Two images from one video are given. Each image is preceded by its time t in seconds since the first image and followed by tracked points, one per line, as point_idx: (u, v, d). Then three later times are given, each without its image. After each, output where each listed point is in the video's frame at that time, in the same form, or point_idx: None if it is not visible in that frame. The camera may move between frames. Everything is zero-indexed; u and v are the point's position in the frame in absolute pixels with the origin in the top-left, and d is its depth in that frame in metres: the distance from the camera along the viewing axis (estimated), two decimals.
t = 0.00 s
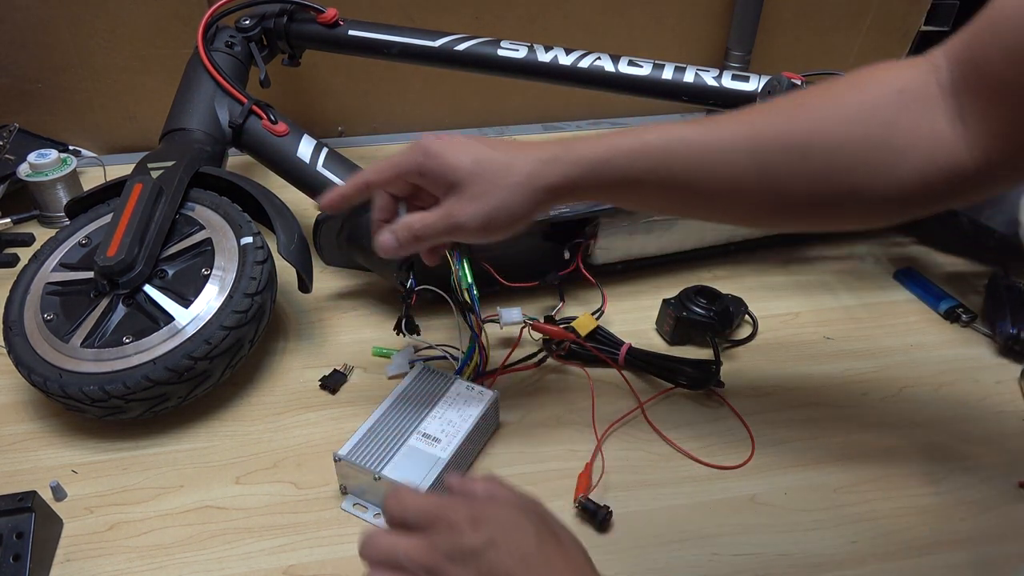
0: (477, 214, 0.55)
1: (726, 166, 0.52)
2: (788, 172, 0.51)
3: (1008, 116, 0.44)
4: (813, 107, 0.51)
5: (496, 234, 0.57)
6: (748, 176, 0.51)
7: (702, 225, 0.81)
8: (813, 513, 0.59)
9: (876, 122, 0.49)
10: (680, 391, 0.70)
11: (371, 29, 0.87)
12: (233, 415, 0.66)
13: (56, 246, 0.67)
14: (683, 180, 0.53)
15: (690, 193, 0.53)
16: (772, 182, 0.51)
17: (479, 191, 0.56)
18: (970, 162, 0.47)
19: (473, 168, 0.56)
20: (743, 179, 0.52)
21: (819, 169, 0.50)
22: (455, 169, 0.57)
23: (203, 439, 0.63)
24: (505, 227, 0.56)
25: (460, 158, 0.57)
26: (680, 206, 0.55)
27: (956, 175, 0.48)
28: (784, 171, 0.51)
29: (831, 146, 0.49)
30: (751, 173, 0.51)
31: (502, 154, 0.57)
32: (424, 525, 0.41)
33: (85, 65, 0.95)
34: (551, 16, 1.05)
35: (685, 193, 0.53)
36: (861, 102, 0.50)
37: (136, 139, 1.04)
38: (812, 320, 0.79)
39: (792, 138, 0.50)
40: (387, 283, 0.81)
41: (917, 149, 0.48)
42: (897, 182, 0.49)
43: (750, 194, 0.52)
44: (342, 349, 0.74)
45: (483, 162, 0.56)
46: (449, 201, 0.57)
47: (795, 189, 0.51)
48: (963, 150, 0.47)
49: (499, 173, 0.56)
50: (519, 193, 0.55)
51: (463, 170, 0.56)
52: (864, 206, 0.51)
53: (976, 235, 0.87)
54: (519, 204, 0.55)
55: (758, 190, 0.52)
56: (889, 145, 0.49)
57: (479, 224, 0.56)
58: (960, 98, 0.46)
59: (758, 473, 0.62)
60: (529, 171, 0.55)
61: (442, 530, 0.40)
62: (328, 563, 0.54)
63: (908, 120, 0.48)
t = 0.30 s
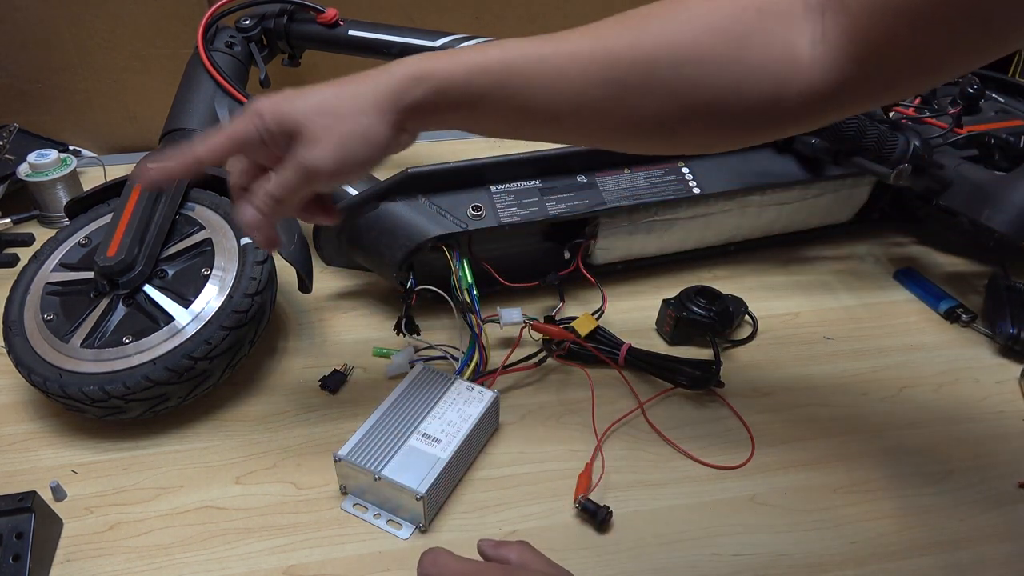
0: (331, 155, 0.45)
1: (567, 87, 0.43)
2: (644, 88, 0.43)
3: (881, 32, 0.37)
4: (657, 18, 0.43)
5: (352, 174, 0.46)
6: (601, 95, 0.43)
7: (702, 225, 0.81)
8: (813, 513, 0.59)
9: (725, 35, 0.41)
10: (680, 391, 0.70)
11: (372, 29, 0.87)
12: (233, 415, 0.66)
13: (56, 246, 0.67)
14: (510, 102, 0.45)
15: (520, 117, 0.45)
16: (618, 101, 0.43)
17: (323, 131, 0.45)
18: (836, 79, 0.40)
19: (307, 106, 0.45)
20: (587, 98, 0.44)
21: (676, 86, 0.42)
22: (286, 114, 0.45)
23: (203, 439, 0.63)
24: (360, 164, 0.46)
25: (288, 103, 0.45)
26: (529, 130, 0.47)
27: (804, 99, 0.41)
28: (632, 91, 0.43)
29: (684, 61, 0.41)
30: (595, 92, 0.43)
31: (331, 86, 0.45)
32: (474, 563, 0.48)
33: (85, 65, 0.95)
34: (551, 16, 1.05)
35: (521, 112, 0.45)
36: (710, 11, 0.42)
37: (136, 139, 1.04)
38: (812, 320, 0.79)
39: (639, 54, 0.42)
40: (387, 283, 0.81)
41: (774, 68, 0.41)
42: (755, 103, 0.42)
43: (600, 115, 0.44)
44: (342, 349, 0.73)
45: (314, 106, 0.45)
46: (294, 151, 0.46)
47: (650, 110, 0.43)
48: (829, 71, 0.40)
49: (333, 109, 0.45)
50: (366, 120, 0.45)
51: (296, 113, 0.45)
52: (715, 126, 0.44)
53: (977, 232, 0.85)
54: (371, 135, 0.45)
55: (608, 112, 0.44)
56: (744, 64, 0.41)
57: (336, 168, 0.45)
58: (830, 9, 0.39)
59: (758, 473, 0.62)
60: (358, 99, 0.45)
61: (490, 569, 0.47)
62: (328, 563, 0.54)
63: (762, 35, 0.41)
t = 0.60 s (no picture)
0: (324, 129, 0.51)
1: (575, 88, 0.47)
2: (646, 90, 0.46)
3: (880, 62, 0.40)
4: (671, 27, 0.46)
5: (345, 147, 0.53)
6: (605, 95, 0.47)
7: (702, 225, 0.81)
8: (813, 514, 0.59)
9: (732, 46, 0.44)
10: (680, 391, 0.70)
11: (372, 29, 0.87)
12: (233, 415, 0.66)
13: (56, 246, 0.67)
14: (526, 99, 0.49)
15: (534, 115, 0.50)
16: (624, 103, 0.47)
17: (323, 102, 0.51)
18: (830, 102, 0.43)
19: (316, 78, 0.51)
20: (594, 97, 0.47)
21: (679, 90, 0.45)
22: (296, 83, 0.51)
23: (203, 439, 0.63)
24: (351, 139, 0.52)
25: (304, 72, 0.51)
26: (533, 127, 0.51)
27: (809, 118, 0.44)
28: (638, 93, 0.46)
29: (688, 66, 0.45)
30: (601, 92, 0.47)
31: (342, 61, 0.51)
32: (477, 559, 0.48)
33: (85, 65, 0.95)
34: (550, 16, 1.05)
35: (535, 110, 0.50)
36: (721, 23, 0.45)
37: (136, 139, 1.03)
38: (812, 320, 0.79)
39: (649, 61, 0.46)
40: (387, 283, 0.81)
41: (776, 83, 0.44)
42: (757, 116, 0.45)
43: (604, 113, 0.48)
44: (342, 349, 0.73)
45: (330, 78, 0.51)
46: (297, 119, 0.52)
47: (655, 113, 0.47)
48: (826, 94, 0.43)
49: (337, 82, 0.51)
50: (366, 98, 0.50)
51: (305, 81, 0.51)
52: (717, 137, 0.47)
53: (977, 232, 0.86)
54: (365, 113, 0.51)
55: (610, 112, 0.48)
56: (747, 74, 0.44)
57: (327, 140, 0.51)
58: (835, 33, 0.42)
59: (758, 473, 0.62)
60: (383, 74, 0.50)
61: (494, 568, 0.47)
62: (329, 563, 0.54)
63: (767, 50, 0.44)
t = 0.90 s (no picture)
0: (368, 152, 0.54)
1: (616, 118, 0.53)
2: (681, 121, 0.51)
3: (914, 87, 0.45)
4: (710, 60, 0.51)
5: (387, 175, 0.56)
6: (642, 125, 0.52)
7: (702, 225, 0.81)
8: (813, 514, 0.59)
9: (769, 75, 0.49)
10: (680, 391, 0.70)
11: (372, 29, 0.87)
12: (233, 415, 0.66)
13: (56, 246, 0.67)
14: (576, 126, 0.54)
15: (583, 144, 0.54)
16: (667, 133, 0.52)
17: (369, 129, 0.54)
18: (869, 128, 0.48)
19: (363, 107, 0.55)
20: (632, 126, 0.52)
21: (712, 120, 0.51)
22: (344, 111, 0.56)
23: (203, 439, 0.63)
24: (395, 165, 0.55)
25: (352, 102, 0.56)
26: (581, 159, 0.56)
27: (847, 142, 0.49)
28: (679, 122, 0.51)
29: (724, 97, 0.50)
30: (639, 121, 0.52)
31: (391, 92, 0.56)
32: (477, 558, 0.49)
33: (85, 65, 0.95)
34: (550, 16, 1.05)
35: (580, 141, 0.54)
36: (759, 58, 0.50)
37: (136, 139, 1.03)
38: (811, 320, 0.79)
39: (686, 91, 0.51)
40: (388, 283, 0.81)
41: (814, 109, 0.49)
42: (795, 141, 0.49)
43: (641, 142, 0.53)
44: (342, 350, 0.73)
45: (377, 107, 0.55)
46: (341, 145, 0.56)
47: (691, 140, 0.51)
48: (865, 124, 0.48)
49: (386, 109, 0.55)
50: (412, 128, 0.54)
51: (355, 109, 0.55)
52: (757, 163, 0.51)
53: (976, 233, 0.85)
54: (415, 141, 0.55)
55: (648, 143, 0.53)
56: (786, 102, 0.49)
57: (369, 165, 0.54)
58: (869, 61, 0.47)
59: (757, 473, 0.62)
60: (429, 108, 0.55)
61: (494, 566, 0.47)
62: (329, 563, 0.54)
63: (804, 79, 0.49)
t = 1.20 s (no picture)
0: (385, 158, 0.56)
1: (642, 138, 0.55)
2: (705, 142, 0.54)
3: (933, 108, 0.48)
4: (733, 81, 0.54)
5: (402, 181, 0.58)
6: (667, 145, 0.54)
7: (702, 225, 0.81)
8: (812, 514, 0.59)
9: (792, 97, 0.52)
10: (680, 391, 0.70)
11: (372, 29, 0.87)
12: (234, 415, 0.66)
13: (56, 246, 0.67)
14: (603, 145, 0.56)
15: (606, 163, 0.56)
16: (691, 155, 0.54)
17: (388, 135, 0.57)
18: (889, 148, 0.51)
19: (384, 111, 0.57)
20: (656, 147, 0.55)
21: (735, 141, 0.53)
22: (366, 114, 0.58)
23: (203, 439, 0.63)
24: (412, 172, 0.57)
25: (375, 104, 0.58)
26: (609, 179, 0.58)
27: (870, 162, 0.51)
28: (703, 144, 0.54)
29: (748, 119, 0.53)
30: (663, 142, 0.54)
31: (414, 101, 0.58)
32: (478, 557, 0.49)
33: (85, 65, 0.95)
34: (550, 16, 1.05)
35: (608, 162, 0.57)
36: (782, 79, 0.53)
37: (135, 138, 1.03)
38: (811, 320, 0.79)
39: (710, 111, 0.53)
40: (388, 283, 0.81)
41: (836, 130, 0.51)
42: (819, 162, 0.52)
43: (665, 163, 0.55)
44: (342, 350, 0.73)
45: (399, 114, 0.57)
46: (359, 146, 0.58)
47: (714, 160, 0.54)
48: (886, 142, 0.51)
49: (409, 118, 0.57)
50: (432, 138, 0.56)
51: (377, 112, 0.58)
52: (779, 183, 0.53)
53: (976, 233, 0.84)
54: (435, 151, 0.57)
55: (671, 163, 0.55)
56: (809, 123, 0.52)
57: (386, 169, 0.56)
58: (890, 83, 0.50)
59: (757, 474, 0.62)
60: (453, 120, 0.57)
61: (496, 565, 0.48)
62: (328, 563, 0.54)
63: (827, 101, 0.52)
